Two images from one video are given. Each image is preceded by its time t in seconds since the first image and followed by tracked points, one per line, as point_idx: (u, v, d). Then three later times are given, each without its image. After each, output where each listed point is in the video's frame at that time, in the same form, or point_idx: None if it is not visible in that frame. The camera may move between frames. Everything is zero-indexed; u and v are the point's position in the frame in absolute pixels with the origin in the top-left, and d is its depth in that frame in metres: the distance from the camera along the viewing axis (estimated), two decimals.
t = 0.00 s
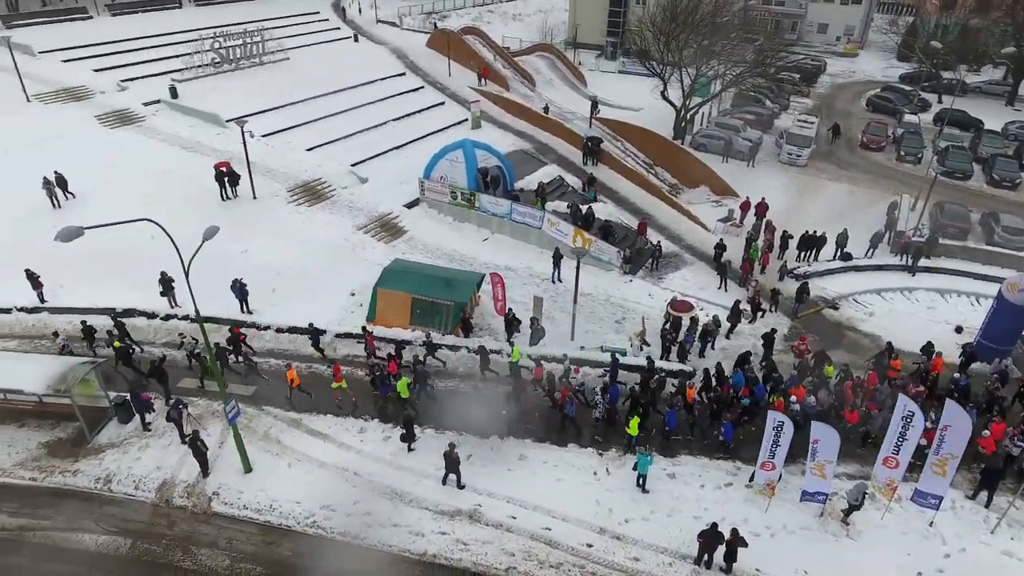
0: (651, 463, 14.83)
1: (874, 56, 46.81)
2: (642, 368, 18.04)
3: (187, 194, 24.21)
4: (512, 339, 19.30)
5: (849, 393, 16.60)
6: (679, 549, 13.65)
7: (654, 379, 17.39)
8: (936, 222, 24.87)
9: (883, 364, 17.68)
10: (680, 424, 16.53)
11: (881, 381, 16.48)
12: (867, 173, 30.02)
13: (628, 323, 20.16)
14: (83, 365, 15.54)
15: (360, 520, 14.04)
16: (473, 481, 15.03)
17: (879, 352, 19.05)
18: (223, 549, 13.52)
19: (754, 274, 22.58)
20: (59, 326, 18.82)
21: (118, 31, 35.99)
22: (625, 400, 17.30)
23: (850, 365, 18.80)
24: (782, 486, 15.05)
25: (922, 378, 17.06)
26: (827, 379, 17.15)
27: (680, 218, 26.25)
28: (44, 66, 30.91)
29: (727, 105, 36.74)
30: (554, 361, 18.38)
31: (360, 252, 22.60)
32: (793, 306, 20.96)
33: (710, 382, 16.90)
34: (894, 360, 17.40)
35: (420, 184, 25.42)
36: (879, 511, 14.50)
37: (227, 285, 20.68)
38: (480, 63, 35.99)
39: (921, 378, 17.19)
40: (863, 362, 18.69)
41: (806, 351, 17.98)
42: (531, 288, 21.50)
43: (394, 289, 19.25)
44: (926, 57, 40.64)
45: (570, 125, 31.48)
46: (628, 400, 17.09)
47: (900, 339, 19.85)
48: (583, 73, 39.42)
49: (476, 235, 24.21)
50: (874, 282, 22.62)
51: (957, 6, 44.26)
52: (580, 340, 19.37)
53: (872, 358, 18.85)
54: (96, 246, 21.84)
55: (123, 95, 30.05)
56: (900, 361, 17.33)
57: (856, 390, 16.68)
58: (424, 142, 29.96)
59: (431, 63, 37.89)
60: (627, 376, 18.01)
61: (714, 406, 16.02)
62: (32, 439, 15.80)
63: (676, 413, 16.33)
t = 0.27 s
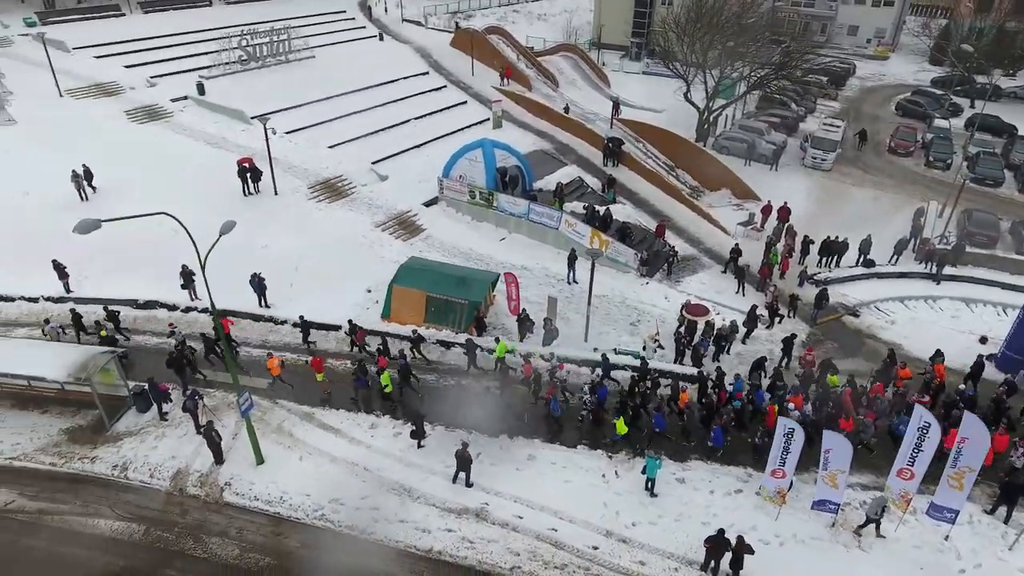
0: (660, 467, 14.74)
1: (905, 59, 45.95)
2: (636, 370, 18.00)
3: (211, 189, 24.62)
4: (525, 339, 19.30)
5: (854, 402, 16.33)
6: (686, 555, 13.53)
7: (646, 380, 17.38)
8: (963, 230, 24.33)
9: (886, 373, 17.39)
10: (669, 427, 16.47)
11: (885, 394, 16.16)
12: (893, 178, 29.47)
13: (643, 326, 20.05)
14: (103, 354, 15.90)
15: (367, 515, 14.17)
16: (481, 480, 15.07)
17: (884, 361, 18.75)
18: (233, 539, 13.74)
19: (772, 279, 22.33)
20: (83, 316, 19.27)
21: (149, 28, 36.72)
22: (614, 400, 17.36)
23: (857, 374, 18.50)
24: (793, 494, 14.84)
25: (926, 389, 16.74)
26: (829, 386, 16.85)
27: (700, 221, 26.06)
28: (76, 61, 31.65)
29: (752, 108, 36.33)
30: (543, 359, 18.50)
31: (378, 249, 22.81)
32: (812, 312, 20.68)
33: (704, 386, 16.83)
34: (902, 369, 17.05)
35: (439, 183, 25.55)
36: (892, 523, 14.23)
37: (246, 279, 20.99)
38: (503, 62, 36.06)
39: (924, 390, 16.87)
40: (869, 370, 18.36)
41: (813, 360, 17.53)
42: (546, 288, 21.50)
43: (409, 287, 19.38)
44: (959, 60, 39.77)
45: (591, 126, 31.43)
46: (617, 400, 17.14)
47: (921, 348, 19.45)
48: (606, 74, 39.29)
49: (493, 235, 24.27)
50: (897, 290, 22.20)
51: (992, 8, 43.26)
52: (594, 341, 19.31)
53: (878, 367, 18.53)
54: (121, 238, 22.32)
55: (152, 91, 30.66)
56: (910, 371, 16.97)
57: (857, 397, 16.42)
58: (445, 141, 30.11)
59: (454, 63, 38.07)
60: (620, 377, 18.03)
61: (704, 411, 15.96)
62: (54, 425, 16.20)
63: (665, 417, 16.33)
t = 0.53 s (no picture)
0: (670, 472, 14.61)
1: (941, 63, 44.94)
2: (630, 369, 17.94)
3: (237, 184, 25.05)
4: (540, 340, 19.27)
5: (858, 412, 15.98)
6: (694, 562, 13.38)
7: (639, 381, 17.34)
8: (995, 239, 23.67)
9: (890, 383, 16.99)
10: (659, 428, 16.41)
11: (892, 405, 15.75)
12: (924, 185, 28.82)
13: (659, 330, 19.91)
14: (126, 344, 16.28)
15: (376, 510, 14.31)
16: (491, 479, 15.11)
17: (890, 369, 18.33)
18: (245, 528, 13.96)
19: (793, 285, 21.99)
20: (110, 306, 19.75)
21: (183, 26, 37.48)
22: (604, 399, 17.36)
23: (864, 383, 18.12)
24: (806, 504, 14.58)
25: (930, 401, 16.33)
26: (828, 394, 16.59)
27: (722, 225, 25.84)
28: (112, 57, 32.45)
29: (780, 111, 35.83)
30: (532, 356, 18.65)
31: (397, 246, 22.99)
32: (834, 320, 20.34)
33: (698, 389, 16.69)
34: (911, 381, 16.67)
35: (460, 182, 25.67)
36: (908, 538, 13.87)
37: (267, 273, 21.31)
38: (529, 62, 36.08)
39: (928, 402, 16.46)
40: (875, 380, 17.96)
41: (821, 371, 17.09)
42: (563, 289, 21.46)
43: (426, 285, 19.46)
44: (997, 65, 38.74)
45: (615, 127, 31.32)
46: (608, 399, 17.13)
47: (946, 359, 18.97)
48: (632, 75, 39.06)
49: (513, 234, 24.29)
50: (923, 299, 21.70)
51: None
52: (609, 344, 19.21)
53: (886, 376, 18.12)
54: (148, 231, 22.82)
55: (184, 87, 31.28)
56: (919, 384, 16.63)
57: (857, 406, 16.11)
58: (468, 140, 30.23)
59: (480, 62, 38.21)
60: (612, 378, 18.02)
61: (695, 413, 15.82)
62: (77, 411, 16.64)
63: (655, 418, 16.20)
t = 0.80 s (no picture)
0: (680, 477, 14.50)
1: (977, 68, 43.91)
2: (620, 369, 17.93)
3: (261, 180, 25.46)
4: (554, 341, 19.24)
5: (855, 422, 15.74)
6: (700, 569, 13.26)
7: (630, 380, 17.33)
8: None
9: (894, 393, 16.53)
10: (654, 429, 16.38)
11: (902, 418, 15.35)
12: (954, 192, 28.18)
13: (675, 334, 19.78)
14: (147, 335, 16.65)
15: (384, 506, 14.45)
16: (499, 478, 15.15)
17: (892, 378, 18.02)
18: (256, 519, 14.19)
19: (813, 291, 21.63)
20: (133, 297, 20.21)
21: (215, 23, 38.16)
22: (591, 397, 17.38)
23: (869, 392, 17.77)
24: (817, 514, 14.36)
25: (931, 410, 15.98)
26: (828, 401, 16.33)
27: (743, 229, 25.56)
28: (146, 54, 33.22)
29: (807, 115, 35.31)
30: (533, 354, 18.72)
31: (415, 244, 23.16)
32: (854, 328, 19.98)
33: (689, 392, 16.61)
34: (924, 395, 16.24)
35: (480, 181, 25.77)
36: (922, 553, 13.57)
37: (286, 269, 21.62)
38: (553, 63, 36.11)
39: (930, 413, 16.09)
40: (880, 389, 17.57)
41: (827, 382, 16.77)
42: (580, 291, 21.43)
43: (442, 284, 19.56)
44: None
45: (638, 128, 31.18)
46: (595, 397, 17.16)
47: (970, 370, 18.51)
48: (658, 76, 38.82)
49: (531, 235, 24.31)
50: (948, 309, 21.22)
51: None
52: (623, 346, 19.12)
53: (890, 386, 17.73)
54: (173, 225, 23.31)
55: (213, 84, 31.89)
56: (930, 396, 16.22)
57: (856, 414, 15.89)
58: (490, 140, 30.33)
59: (505, 62, 38.31)
60: (599, 376, 18.05)
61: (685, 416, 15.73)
62: (99, 400, 17.06)
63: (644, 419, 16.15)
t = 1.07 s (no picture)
0: (688, 483, 14.37)
1: (1012, 73, 42.86)
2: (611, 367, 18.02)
3: (282, 177, 25.81)
4: (567, 342, 19.21)
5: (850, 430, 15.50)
6: None
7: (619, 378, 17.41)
8: None
9: (892, 403, 16.29)
10: (652, 430, 16.34)
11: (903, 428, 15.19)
12: (983, 199, 27.53)
13: (689, 338, 19.62)
14: (164, 327, 16.99)
15: (391, 502, 14.57)
16: (505, 477, 15.17)
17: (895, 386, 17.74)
18: (265, 511, 14.39)
19: (833, 298, 21.27)
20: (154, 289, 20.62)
21: (243, 21, 38.74)
22: (577, 393, 17.52)
23: (871, 401, 17.38)
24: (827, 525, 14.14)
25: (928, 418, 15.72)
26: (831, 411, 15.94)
27: (763, 234, 25.28)
28: (175, 52, 33.88)
29: (833, 118, 34.78)
30: (545, 354, 18.72)
31: (431, 243, 23.30)
32: (873, 336, 19.63)
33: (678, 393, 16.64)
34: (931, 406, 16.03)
35: (498, 181, 25.85)
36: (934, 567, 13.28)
37: (303, 264, 21.89)
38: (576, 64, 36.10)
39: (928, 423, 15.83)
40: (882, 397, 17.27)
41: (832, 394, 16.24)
42: (594, 292, 21.37)
43: (456, 282, 19.67)
44: None
45: (659, 130, 31.01)
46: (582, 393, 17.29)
47: (992, 382, 18.08)
48: (681, 78, 38.52)
49: (548, 236, 24.31)
50: (972, 319, 20.75)
51: None
52: (636, 349, 19.02)
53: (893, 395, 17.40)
54: (195, 219, 23.75)
55: (240, 81, 32.40)
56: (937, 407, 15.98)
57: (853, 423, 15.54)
58: (510, 140, 30.39)
59: (529, 63, 38.35)
60: (588, 373, 18.12)
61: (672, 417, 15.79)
62: (118, 389, 17.44)
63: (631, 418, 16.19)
